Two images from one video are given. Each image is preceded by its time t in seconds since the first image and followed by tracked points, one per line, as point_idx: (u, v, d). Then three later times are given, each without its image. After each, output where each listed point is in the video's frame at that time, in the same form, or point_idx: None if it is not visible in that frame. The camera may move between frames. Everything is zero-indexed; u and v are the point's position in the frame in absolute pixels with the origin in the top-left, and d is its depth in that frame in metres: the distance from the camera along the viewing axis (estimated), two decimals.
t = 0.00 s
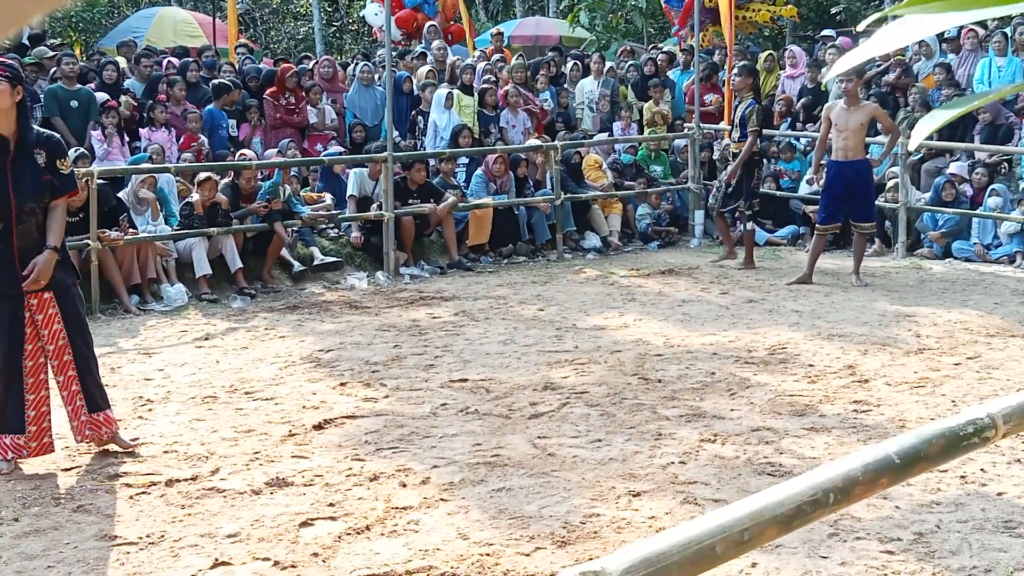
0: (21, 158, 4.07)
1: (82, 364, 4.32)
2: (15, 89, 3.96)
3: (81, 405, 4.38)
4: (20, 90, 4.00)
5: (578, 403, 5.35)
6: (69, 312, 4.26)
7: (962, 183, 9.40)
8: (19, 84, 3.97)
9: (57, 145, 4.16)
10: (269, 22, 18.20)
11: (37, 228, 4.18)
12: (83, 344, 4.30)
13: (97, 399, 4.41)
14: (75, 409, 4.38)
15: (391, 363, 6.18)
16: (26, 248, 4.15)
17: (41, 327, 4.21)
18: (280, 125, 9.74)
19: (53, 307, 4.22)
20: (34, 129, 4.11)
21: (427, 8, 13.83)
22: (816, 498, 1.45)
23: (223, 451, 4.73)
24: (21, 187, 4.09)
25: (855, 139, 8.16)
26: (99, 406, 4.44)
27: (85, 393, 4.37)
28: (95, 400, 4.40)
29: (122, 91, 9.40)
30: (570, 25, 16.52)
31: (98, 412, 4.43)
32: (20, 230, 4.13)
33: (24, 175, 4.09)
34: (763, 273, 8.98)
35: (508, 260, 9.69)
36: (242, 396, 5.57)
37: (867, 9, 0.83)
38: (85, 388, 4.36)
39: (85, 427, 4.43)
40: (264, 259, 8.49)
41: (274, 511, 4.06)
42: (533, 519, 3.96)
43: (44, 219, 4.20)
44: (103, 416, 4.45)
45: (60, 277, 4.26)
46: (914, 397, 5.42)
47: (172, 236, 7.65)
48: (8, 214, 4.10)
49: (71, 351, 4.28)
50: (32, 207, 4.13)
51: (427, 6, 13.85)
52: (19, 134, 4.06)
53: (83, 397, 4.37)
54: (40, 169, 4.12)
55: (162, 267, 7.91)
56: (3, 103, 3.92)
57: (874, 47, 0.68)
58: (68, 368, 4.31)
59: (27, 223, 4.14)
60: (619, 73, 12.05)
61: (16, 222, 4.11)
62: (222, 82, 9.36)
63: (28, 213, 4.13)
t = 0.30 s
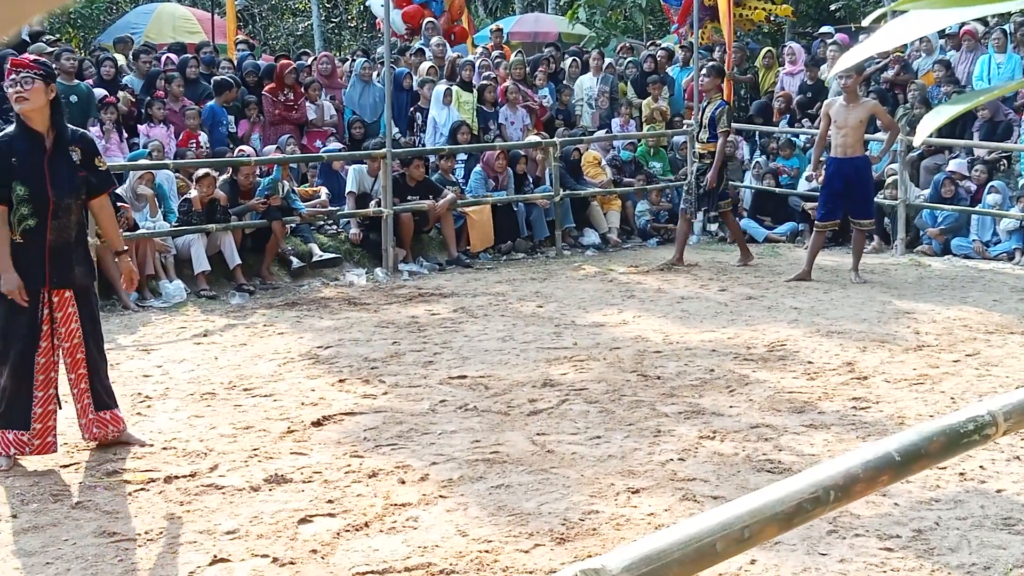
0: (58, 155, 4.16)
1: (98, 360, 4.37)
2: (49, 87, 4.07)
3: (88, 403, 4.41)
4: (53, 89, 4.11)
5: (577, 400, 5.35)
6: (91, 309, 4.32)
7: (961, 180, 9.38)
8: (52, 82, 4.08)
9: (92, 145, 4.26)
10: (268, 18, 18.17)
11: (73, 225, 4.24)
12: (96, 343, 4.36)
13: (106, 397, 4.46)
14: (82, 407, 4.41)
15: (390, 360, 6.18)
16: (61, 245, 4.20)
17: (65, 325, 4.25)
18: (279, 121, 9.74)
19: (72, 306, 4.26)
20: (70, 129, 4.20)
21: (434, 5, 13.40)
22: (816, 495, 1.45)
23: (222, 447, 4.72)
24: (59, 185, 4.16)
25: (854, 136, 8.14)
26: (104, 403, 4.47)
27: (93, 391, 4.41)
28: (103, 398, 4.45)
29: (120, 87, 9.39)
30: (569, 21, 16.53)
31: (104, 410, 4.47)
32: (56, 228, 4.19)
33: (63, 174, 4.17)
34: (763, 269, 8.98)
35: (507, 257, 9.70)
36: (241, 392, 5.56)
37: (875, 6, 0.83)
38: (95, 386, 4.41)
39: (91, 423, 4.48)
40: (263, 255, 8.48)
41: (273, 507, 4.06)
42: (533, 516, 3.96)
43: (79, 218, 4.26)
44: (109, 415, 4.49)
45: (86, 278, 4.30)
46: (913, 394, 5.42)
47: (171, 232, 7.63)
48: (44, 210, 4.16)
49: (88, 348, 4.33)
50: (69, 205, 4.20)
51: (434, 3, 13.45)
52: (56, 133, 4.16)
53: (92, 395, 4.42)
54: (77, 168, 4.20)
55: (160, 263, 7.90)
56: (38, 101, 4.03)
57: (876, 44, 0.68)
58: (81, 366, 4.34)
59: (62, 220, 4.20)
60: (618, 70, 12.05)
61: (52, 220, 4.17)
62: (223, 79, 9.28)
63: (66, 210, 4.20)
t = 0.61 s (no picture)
0: (71, 153, 4.16)
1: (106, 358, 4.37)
2: (66, 85, 4.07)
3: (93, 404, 4.41)
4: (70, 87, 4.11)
5: (577, 399, 5.35)
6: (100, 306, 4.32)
7: (961, 179, 9.38)
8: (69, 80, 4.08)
9: (105, 142, 4.26)
10: (268, 17, 18.17)
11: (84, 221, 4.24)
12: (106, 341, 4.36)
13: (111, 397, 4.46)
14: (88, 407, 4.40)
15: (390, 358, 6.18)
16: (72, 242, 4.20)
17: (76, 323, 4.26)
18: (279, 120, 9.76)
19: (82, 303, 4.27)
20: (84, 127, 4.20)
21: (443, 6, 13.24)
22: (817, 495, 1.45)
23: (222, 446, 4.72)
24: (71, 182, 4.16)
25: (854, 135, 8.14)
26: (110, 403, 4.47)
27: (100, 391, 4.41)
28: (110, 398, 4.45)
29: (120, 86, 9.38)
30: (569, 20, 16.52)
31: (109, 411, 4.47)
32: (67, 225, 4.19)
33: (75, 171, 4.17)
34: (763, 269, 8.98)
35: (507, 255, 9.71)
36: (241, 391, 5.57)
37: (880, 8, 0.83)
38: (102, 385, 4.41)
39: (94, 425, 4.47)
40: (262, 254, 8.48)
41: (272, 506, 4.06)
42: (533, 515, 3.96)
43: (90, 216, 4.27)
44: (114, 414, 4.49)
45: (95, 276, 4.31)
46: (913, 393, 5.42)
47: (171, 230, 7.63)
48: (55, 206, 4.17)
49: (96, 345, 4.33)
50: (80, 202, 4.20)
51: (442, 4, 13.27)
52: (70, 130, 4.15)
53: (98, 395, 4.41)
54: (90, 165, 4.21)
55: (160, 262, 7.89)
56: (54, 98, 4.03)
57: (878, 46, 0.68)
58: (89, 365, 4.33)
59: (73, 217, 4.20)
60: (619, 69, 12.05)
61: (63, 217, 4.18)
62: (223, 77, 9.30)
63: (77, 208, 4.20)
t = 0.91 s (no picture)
0: (69, 151, 4.16)
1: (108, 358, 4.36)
2: (68, 83, 4.08)
3: (98, 401, 4.40)
4: (72, 85, 4.13)
5: (584, 398, 5.35)
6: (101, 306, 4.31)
7: (969, 179, 9.35)
8: (71, 78, 4.09)
9: (105, 143, 4.26)
10: (275, 14, 18.18)
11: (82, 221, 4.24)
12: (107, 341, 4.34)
13: (115, 396, 4.44)
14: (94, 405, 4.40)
15: (397, 356, 6.18)
16: (68, 242, 4.20)
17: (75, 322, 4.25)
18: (287, 118, 9.76)
19: (83, 302, 4.26)
20: (84, 126, 4.21)
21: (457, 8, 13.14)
22: (828, 494, 1.45)
23: (230, 443, 4.73)
24: (68, 181, 4.17)
25: (861, 134, 8.12)
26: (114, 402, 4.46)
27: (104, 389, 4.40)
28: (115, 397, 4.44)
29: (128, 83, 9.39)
30: (577, 18, 16.50)
31: (114, 408, 4.46)
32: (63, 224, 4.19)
33: (72, 170, 4.17)
34: (770, 268, 8.95)
35: (514, 254, 9.70)
36: (248, 388, 5.57)
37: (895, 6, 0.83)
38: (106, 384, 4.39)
39: (101, 422, 4.47)
40: (270, 252, 8.50)
41: (280, 504, 4.07)
42: (539, 513, 3.96)
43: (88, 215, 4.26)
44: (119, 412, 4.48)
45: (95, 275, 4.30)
46: (921, 393, 5.42)
47: (179, 228, 7.64)
48: (51, 205, 4.17)
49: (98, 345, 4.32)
50: (78, 201, 4.20)
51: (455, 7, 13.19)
52: (69, 129, 4.16)
53: (101, 394, 4.40)
54: (87, 164, 4.21)
55: (168, 259, 7.91)
56: (54, 95, 4.04)
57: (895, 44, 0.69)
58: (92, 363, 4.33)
59: (70, 216, 4.20)
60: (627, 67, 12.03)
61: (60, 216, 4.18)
62: (229, 74, 9.32)
63: (74, 207, 4.20)
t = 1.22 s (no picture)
0: (62, 151, 4.15)
1: (99, 357, 4.36)
2: (62, 83, 4.05)
3: (87, 399, 4.41)
4: (67, 84, 4.09)
5: (588, 397, 5.34)
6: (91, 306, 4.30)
7: (974, 179, 9.33)
8: (65, 78, 4.06)
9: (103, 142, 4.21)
10: (280, 13, 18.18)
11: (73, 221, 4.23)
12: (98, 341, 4.34)
13: (108, 394, 4.44)
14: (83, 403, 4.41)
15: (402, 355, 6.18)
16: (57, 242, 4.20)
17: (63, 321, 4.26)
18: (293, 116, 9.79)
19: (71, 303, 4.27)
20: (80, 125, 4.18)
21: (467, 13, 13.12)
22: (834, 494, 1.45)
23: (234, 441, 4.74)
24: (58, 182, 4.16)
25: (867, 134, 8.11)
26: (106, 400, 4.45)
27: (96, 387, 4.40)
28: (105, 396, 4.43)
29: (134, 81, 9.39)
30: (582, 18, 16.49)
31: (104, 407, 4.45)
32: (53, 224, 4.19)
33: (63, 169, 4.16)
34: (775, 267, 8.94)
35: (519, 253, 9.70)
36: (253, 386, 5.58)
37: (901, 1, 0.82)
38: (98, 382, 4.40)
39: (91, 420, 4.46)
40: (275, 251, 8.50)
41: (284, 502, 4.07)
42: (544, 512, 3.96)
43: (81, 215, 4.25)
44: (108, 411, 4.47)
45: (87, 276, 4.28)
46: (925, 393, 5.41)
47: (184, 226, 7.65)
48: (42, 205, 4.18)
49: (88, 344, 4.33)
50: (69, 201, 4.19)
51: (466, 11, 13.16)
52: (62, 128, 4.14)
53: (94, 392, 4.41)
54: (80, 164, 4.19)
55: (173, 257, 7.92)
56: (47, 95, 4.02)
57: (904, 41, 0.69)
58: (81, 361, 4.34)
59: (62, 216, 4.20)
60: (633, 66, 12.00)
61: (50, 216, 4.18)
62: (233, 72, 9.34)
63: (65, 207, 4.20)
